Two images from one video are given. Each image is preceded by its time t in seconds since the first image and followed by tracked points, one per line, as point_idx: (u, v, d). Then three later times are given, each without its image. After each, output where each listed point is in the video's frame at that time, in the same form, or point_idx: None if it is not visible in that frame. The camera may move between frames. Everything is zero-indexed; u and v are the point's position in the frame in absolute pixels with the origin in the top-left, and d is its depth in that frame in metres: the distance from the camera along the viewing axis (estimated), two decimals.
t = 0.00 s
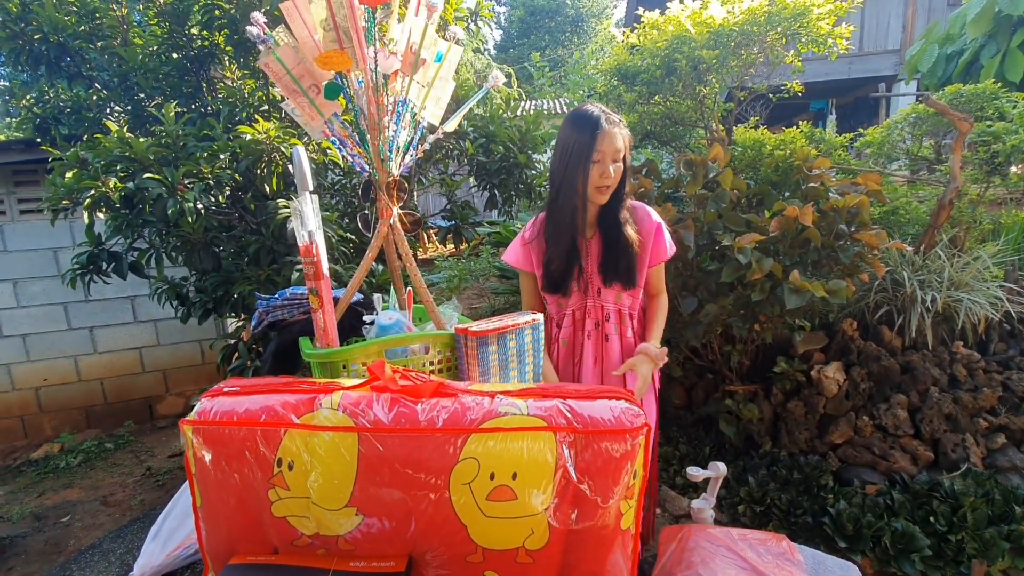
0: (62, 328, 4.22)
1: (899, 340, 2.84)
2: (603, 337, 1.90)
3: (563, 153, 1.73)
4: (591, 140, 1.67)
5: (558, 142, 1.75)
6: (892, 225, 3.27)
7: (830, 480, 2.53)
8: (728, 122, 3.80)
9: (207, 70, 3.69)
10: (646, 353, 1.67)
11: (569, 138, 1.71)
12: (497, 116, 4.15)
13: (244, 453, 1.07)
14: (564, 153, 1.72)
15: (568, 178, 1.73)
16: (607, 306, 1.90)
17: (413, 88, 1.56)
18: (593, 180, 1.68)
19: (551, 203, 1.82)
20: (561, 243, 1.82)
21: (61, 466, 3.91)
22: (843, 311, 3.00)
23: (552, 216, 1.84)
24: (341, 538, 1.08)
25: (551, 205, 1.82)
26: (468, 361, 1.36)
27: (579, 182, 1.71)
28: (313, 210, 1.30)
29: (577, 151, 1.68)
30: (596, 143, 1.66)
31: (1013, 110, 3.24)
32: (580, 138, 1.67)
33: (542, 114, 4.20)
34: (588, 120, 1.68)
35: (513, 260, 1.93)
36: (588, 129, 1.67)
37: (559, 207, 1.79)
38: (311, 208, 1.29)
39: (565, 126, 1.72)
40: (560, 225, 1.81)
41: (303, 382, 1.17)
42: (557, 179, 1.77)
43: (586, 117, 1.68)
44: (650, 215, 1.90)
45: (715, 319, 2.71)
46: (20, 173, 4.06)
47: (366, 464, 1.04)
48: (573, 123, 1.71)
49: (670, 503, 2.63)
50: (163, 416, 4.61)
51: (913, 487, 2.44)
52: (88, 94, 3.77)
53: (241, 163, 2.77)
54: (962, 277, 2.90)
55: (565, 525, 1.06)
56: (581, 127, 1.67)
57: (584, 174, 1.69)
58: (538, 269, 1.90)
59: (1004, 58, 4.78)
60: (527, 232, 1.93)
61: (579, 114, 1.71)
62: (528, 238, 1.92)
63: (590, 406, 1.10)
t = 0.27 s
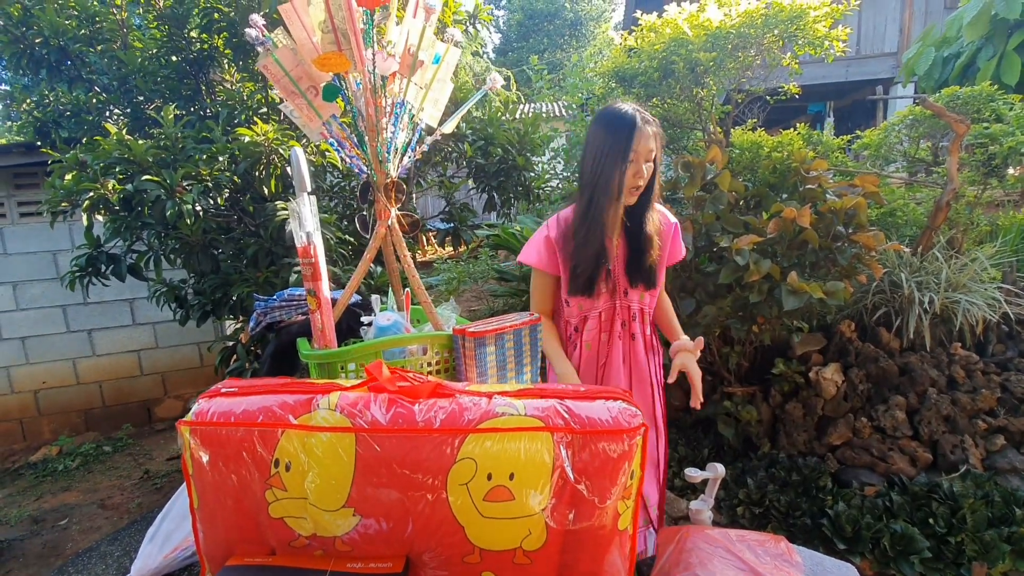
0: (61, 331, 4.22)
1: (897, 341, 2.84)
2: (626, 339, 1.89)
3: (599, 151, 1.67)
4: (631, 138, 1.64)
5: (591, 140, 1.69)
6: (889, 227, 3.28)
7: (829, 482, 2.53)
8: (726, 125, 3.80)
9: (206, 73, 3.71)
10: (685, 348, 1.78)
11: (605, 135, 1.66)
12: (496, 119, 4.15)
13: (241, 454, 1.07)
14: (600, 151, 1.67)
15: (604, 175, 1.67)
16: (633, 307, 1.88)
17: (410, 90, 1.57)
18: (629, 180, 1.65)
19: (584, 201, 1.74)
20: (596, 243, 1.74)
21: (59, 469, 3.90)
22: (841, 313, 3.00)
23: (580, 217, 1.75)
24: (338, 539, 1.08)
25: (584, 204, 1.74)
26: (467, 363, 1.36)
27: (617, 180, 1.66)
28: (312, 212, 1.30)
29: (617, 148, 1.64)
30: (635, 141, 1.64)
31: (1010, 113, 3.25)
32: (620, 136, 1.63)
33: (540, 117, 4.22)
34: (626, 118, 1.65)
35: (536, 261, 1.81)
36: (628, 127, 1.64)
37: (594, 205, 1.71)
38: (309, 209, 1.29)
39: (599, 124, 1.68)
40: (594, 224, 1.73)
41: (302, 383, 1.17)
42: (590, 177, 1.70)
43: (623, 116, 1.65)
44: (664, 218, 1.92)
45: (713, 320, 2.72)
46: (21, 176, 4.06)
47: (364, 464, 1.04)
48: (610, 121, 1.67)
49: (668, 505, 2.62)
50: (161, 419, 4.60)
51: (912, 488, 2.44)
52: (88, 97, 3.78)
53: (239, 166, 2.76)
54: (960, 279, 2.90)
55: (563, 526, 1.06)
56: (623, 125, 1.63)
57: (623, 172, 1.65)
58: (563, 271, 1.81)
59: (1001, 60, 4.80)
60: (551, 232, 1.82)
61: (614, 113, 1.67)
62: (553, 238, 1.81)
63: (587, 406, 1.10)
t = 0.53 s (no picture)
0: (49, 332, 4.18)
1: (886, 341, 2.85)
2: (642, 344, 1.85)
3: (633, 155, 1.57)
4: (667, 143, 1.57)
5: (622, 142, 1.58)
6: (878, 227, 3.30)
7: (818, 481, 2.53)
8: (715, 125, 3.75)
9: (194, 72, 3.68)
10: (698, 356, 1.79)
11: (638, 137, 1.56)
12: (486, 118, 4.14)
13: (219, 456, 1.06)
14: (634, 155, 1.57)
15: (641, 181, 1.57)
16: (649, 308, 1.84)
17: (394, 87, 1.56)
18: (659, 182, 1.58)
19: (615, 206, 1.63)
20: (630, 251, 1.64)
21: (46, 472, 3.86)
22: (830, 313, 3.01)
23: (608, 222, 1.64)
24: (317, 541, 1.07)
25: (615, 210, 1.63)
26: (451, 362, 1.36)
27: (653, 185, 1.58)
28: (293, 210, 1.29)
29: (655, 153, 1.55)
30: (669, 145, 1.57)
31: (997, 113, 3.28)
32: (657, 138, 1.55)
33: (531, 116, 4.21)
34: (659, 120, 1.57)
35: (559, 267, 1.66)
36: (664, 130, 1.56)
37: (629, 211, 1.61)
38: (290, 207, 1.28)
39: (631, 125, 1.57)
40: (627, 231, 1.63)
41: (281, 383, 1.15)
42: (624, 181, 1.59)
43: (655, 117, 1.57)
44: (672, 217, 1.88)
45: (703, 320, 2.72)
46: (10, 176, 4.02)
47: (343, 465, 1.03)
48: (643, 123, 1.57)
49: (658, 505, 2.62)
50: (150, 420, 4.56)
51: (900, 487, 2.44)
52: (76, 97, 3.74)
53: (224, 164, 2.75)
54: (947, 278, 2.91)
55: (545, 527, 1.05)
56: (660, 128, 1.55)
57: (656, 176, 1.57)
58: (586, 278, 1.69)
59: (989, 61, 4.84)
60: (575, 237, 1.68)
61: (643, 113, 1.57)
62: (578, 244, 1.67)
63: (569, 406, 1.09)
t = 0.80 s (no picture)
0: (34, 332, 4.13)
1: (875, 337, 2.84)
2: (640, 352, 1.78)
3: (669, 163, 1.36)
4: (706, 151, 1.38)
5: (656, 147, 1.37)
6: (868, 223, 3.29)
7: (806, 478, 2.52)
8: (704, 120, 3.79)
9: (178, 67, 3.64)
10: (726, 391, 1.61)
11: (675, 143, 1.35)
12: (475, 114, 4.09)
13: (186, 456, 1.04)
14: (669, 163, 1.36)
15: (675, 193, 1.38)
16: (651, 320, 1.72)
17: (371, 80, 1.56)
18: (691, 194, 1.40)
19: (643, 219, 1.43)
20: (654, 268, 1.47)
21: (31, 473, 3.81)
22: (820, 309, 3.00)
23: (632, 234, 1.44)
24: (288, 543, 1.05)
25: (642, 221, 1.43)
26: (429, 359, 1.34)
27: (685, 197, 1.39)
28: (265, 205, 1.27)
29: (693, 164, 1.36)
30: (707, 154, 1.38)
31: (986, 108, 3.27)
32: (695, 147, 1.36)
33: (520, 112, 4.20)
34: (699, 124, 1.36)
35: (575, 281, 1.44)
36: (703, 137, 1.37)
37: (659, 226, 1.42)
38: (261, 201, 1.26)
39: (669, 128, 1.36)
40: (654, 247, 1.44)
41: (252, 382, 1.13)
42: (656, 190, 1.39)
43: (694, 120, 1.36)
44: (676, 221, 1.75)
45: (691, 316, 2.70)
46: None
47: (313, 465, 1.00)
48: (682, 125, 1.36)
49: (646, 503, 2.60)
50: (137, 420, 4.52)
51: (888, 484, 2.43)
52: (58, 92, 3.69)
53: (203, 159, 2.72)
54: (936, 274, 2.91)
55: (521, 527, 1.03)
56: (701, 135, 1.35)
57: (689, 187, 1.38)
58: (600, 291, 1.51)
59: (978, 58, 4.85)
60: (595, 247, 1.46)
61: (679, 115, 1.36)
62: (598, 256, 1.46)
63: (547, 404, 1.07)
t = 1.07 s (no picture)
0: (17, 323, 4.05)
1: (864, 326, 2.82)
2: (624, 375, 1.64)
3: (707, 201, 1.21)
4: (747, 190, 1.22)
5: (693, 182, 1.21)
6: (859, 211, 3.26)
7: (793, 468, 2.50)
8: (695, 106, 3.73)
9: (156, 51, 3.55)
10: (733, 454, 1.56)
11: (717, 177, 1.20)
12: (464, 100, 4.06)
13: (141, 451, 1.00)
14: (705, 201, 1.21)
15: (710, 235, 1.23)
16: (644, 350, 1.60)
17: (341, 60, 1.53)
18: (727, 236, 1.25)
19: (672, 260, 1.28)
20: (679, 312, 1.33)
21: (15, 466, 3.77)
22: (809, 298, 2.97)
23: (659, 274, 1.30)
24: (248, 539, 1.02)
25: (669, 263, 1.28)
26: (399, 349, 1.29)
27: (721, 237, 1.25)
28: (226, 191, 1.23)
29: (734, 204, 1.21)
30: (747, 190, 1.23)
31: (978, 95, 3.23)
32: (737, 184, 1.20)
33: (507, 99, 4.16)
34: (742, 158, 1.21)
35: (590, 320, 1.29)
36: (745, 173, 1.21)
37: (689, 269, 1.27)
38: (221, 186, 1.22)
39: (709, 160, 1.19)
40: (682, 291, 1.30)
41: (212, 373, 1.09)
42: (689, 231, 1.24)
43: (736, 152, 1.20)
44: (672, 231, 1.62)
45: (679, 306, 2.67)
46: None
47: (272, 459, 0.97)
48: (723, 158, 1.20)
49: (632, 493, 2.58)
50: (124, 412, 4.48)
51: (875, 474, 2.42)
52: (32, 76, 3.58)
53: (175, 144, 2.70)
54: (926, 262, 2.88)
55: (487, 521, 1.01)
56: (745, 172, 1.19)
57: (723, 228, 1.24)
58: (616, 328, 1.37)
59: (971, 46, 4.81)
60: (612, 281, 1.32)
61: (720, 145, 1.21)
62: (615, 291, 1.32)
63: (516, 394, 1.03)
